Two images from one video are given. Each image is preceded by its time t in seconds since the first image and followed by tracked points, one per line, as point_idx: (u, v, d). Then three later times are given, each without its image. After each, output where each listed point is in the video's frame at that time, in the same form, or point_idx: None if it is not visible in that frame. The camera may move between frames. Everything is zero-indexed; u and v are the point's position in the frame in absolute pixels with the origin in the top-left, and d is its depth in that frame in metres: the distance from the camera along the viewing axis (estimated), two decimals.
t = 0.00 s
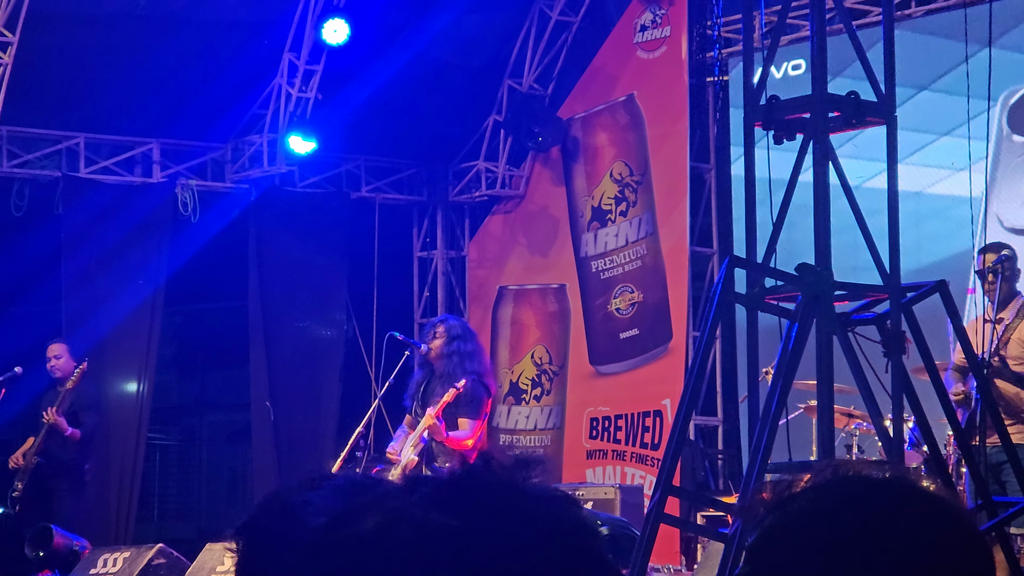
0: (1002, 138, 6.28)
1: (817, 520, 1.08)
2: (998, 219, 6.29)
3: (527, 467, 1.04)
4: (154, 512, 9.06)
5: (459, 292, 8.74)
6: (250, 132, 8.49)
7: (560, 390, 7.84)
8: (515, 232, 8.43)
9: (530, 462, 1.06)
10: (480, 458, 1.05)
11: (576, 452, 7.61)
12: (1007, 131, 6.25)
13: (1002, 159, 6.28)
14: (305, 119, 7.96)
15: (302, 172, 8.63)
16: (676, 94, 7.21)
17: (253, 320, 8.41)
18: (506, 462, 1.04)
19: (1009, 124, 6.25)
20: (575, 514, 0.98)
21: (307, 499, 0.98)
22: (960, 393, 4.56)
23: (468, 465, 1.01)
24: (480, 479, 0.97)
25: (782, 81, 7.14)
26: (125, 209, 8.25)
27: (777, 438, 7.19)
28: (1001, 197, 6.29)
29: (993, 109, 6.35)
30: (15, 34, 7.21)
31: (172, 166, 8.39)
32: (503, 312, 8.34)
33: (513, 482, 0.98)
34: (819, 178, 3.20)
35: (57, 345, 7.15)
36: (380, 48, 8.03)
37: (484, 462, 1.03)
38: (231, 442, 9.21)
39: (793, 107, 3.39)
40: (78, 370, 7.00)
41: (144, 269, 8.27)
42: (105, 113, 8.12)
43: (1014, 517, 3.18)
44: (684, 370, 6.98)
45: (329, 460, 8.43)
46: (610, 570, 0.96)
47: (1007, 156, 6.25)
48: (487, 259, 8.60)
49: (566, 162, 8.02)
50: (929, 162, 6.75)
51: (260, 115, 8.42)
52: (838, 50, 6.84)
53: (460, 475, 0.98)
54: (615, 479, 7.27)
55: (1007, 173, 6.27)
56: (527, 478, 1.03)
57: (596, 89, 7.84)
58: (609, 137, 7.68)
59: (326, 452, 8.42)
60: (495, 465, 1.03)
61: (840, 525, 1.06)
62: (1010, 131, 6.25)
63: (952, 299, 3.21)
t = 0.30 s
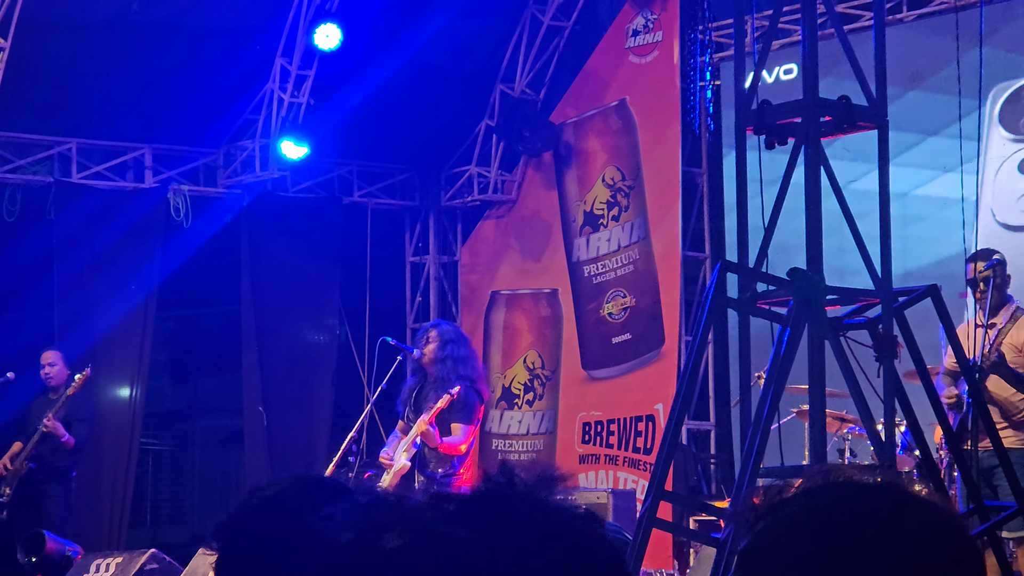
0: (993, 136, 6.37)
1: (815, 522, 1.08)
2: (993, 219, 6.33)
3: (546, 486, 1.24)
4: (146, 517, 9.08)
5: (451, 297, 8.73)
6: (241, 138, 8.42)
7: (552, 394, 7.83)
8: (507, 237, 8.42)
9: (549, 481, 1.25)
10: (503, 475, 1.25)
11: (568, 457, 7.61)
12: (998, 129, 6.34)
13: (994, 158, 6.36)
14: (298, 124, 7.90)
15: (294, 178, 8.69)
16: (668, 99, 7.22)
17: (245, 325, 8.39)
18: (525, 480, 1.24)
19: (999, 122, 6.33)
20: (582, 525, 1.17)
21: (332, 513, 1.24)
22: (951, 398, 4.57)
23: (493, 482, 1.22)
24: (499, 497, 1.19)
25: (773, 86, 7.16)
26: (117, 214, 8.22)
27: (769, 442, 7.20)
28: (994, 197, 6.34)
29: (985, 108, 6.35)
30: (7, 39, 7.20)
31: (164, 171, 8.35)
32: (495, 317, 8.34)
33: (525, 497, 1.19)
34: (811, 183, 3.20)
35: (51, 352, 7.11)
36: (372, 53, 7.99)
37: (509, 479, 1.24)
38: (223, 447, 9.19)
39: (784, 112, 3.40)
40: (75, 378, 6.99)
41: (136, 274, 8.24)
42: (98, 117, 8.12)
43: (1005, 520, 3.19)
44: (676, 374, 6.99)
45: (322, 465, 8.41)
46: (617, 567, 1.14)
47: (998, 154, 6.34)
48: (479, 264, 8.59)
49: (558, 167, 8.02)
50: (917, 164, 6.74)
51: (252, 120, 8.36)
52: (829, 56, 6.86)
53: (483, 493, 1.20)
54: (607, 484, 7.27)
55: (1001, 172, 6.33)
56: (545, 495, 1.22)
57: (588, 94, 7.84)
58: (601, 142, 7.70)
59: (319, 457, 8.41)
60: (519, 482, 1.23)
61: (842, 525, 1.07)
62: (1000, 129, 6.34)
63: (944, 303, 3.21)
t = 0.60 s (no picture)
0: (979, 134, 6.35)
1: (798, 527, 1.08)
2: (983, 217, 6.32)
3: (577, 501, 1.20)
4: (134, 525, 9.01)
5: (438, 301, 8.73)
6: (228, 142, 8.40)
7: (540, 399, 7.83)
8: (494, 241, 8.41)
9: (580, 495, 1.21)
10: (534, 489, 1.21)
11: (556, 461, 7.62)
12: (984, 128, 6.33)
13: (980, 157, 6.35)
14: (285, 128, 7.90)
15: (281, 182, 8.54)
16: (654, 103, 7.24)
17: (232, 331, 8.38)
18: (557, 496, 1.20)
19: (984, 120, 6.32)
20: (610, 548, 1.13)
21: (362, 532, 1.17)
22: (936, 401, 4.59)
23: (523, 496, 1.19)
24: (532, 513, 1.16)
25: (760, 90, 7.17)
26: (103, 219, 8.17)
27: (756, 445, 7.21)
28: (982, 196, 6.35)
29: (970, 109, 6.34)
30: None
31: (152, 176, 8.26)
32: (482, 322, 8.33)
33: (558, 515, 1.16)
34: (798, 187, 3.20)
35: (36, 354, 7.04)
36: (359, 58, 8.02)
37: (538, 492, 1.20)
38: (210, 452, 9.15)
39: (770, 117, 3.40)
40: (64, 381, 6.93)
41: (123, 278, 8.18)
42: (84, 121, 8.05)
43: (992, 524, 3.19)
44: (663, 378, 7.00)
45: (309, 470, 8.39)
46: None
47: (985, 153, 6.33)
48: (466, 268, 8.57)
49: (545, 171, 8.02)
50: (903, 165, 6.69)
51: (239, 124, 8.34)
52: (816, 61, 6.89)
53: (514, 508, 1.17)
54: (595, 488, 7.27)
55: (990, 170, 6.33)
56: (577, 512, 1.18)
57: (575, 99, 7.85)
58: (588, 147, 7.71)
59: (306, 462, 8.39)
60: (548, 497, 1.20)
61: (826, 536, 1.06)
62: (986, 127, 6.33)
63: (930, 306, 3.21)
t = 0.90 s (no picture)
0: (963, 134, 6.35)
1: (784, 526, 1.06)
2: (966, 216, 6.35)
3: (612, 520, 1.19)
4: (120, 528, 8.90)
5: (423, 305, 8.70)
6: (212, 147, 8.45)
7: (524, 402, 7.81)
8: (478, 245, 8.40)
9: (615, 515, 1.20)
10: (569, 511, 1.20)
11: (541, 464, 7.61)
12: (967, 127, 6.33)
13: (964, 156, 6.35)
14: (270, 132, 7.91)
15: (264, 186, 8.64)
16: (638, 108, 7.25)
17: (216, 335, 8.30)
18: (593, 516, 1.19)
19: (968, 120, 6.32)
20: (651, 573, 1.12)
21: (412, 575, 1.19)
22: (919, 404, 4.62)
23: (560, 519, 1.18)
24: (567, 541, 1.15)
25: (743, 93, 7.19)
26: (87, 223, 8.10)
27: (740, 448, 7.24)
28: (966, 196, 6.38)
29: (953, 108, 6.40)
30: None
31: (135, 181, 8.36)
32: (467, 326, 8.31)
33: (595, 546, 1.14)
34: (782, 191, 3.21)
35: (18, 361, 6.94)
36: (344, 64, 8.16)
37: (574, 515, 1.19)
38: (194, 456, 9.10)
39: (752, 120, 3.41)
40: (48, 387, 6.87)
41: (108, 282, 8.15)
42: (65, 127, 7.91)
43: (975, 527, 3.21)
44: (648, 381, 7.03)
45: (294, 474, 8.37)
46: None
47: (969, 153, 6.33)
48: (451, 272, 8.54)
49: (529, 175, 8.02)
50: (887, 167, 6.73)
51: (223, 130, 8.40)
52: (799, 64, 6.90)
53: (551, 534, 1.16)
54: (580, 491, 7.28)
55: (974, 169, 6.33)
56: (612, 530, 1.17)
57: (559, 102, 7.84)
58: (572, 150, 7.70)
59: (292, 466, 8.37)
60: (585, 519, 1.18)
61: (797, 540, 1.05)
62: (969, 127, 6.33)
63: (914, 309, 3.22)
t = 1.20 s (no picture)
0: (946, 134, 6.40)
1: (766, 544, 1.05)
2: (949, 215, 6.31)
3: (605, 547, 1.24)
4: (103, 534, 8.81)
5: (406, 310, 8.68)
6: (195, 152, 8.43)
7: (507, 407, 7.80)
8: (462, 249, 8.39)
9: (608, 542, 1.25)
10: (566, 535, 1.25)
11: (524, 469, 7.60)
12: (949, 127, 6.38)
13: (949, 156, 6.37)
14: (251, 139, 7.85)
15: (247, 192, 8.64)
16: (621, 112, 7.26)
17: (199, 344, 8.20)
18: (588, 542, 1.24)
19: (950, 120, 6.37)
20: None
21: None
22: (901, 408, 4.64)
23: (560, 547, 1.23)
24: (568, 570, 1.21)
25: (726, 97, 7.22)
26: (70, 228, 8.03)
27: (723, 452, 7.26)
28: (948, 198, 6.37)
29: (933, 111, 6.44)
30: None
31: (118, 186, 8.30)
32: (450, 330, 8.30)
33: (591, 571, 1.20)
34: (762, 195, 3.21)
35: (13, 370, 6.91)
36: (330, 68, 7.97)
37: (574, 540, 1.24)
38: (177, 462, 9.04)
39: (734, 125, 3.41)
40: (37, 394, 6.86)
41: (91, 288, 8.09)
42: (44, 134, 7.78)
43: (957, 530, 3.22)
44: (631, 386, 7.04)
45: (278, 480, 8.33)
46: None
47: (953, 153, 6.34)
48: (434, 276, 8.53)
49: (512, 180, 8.02)
50: (869, 172, 6.77)
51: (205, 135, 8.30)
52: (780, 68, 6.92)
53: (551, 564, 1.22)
54: (564, 496, 7.28)
55: (957, 169, 6.33)
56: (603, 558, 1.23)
57: (541, 107, 7.85)
58: (555, 154, 7.71)
59: (276, 472, 8.33)
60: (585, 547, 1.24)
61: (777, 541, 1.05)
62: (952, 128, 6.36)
63: (895, 313, 3.23)
